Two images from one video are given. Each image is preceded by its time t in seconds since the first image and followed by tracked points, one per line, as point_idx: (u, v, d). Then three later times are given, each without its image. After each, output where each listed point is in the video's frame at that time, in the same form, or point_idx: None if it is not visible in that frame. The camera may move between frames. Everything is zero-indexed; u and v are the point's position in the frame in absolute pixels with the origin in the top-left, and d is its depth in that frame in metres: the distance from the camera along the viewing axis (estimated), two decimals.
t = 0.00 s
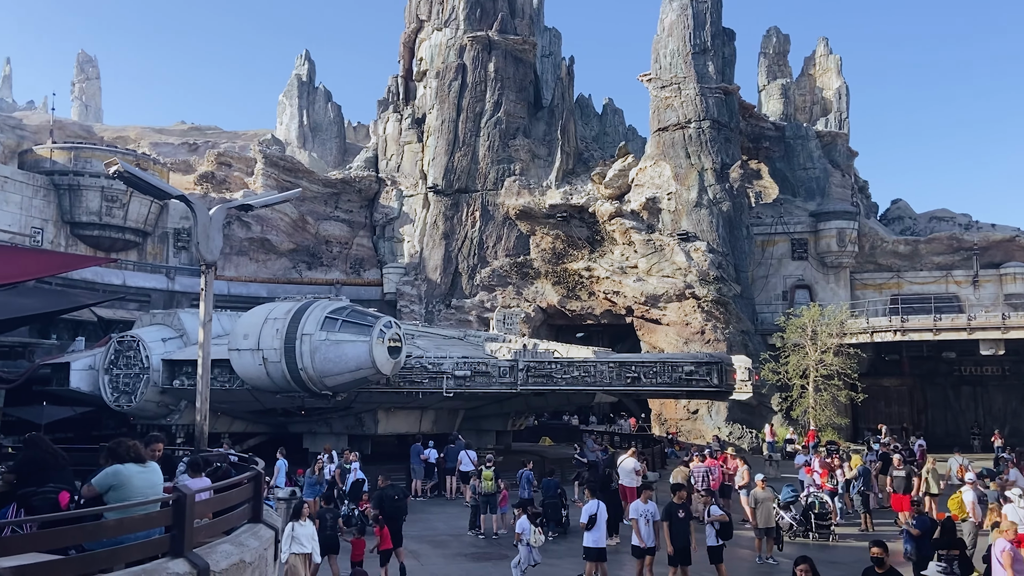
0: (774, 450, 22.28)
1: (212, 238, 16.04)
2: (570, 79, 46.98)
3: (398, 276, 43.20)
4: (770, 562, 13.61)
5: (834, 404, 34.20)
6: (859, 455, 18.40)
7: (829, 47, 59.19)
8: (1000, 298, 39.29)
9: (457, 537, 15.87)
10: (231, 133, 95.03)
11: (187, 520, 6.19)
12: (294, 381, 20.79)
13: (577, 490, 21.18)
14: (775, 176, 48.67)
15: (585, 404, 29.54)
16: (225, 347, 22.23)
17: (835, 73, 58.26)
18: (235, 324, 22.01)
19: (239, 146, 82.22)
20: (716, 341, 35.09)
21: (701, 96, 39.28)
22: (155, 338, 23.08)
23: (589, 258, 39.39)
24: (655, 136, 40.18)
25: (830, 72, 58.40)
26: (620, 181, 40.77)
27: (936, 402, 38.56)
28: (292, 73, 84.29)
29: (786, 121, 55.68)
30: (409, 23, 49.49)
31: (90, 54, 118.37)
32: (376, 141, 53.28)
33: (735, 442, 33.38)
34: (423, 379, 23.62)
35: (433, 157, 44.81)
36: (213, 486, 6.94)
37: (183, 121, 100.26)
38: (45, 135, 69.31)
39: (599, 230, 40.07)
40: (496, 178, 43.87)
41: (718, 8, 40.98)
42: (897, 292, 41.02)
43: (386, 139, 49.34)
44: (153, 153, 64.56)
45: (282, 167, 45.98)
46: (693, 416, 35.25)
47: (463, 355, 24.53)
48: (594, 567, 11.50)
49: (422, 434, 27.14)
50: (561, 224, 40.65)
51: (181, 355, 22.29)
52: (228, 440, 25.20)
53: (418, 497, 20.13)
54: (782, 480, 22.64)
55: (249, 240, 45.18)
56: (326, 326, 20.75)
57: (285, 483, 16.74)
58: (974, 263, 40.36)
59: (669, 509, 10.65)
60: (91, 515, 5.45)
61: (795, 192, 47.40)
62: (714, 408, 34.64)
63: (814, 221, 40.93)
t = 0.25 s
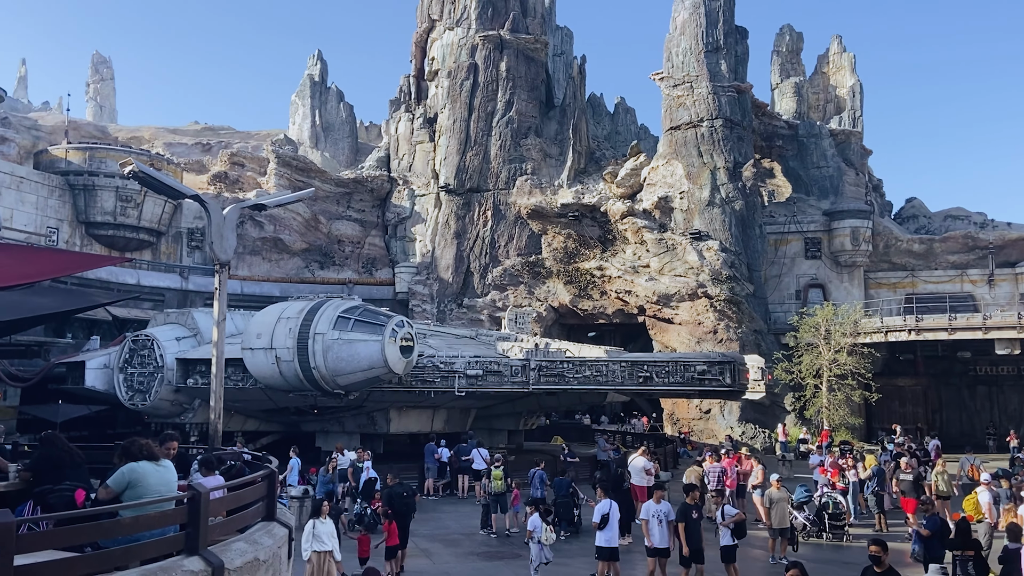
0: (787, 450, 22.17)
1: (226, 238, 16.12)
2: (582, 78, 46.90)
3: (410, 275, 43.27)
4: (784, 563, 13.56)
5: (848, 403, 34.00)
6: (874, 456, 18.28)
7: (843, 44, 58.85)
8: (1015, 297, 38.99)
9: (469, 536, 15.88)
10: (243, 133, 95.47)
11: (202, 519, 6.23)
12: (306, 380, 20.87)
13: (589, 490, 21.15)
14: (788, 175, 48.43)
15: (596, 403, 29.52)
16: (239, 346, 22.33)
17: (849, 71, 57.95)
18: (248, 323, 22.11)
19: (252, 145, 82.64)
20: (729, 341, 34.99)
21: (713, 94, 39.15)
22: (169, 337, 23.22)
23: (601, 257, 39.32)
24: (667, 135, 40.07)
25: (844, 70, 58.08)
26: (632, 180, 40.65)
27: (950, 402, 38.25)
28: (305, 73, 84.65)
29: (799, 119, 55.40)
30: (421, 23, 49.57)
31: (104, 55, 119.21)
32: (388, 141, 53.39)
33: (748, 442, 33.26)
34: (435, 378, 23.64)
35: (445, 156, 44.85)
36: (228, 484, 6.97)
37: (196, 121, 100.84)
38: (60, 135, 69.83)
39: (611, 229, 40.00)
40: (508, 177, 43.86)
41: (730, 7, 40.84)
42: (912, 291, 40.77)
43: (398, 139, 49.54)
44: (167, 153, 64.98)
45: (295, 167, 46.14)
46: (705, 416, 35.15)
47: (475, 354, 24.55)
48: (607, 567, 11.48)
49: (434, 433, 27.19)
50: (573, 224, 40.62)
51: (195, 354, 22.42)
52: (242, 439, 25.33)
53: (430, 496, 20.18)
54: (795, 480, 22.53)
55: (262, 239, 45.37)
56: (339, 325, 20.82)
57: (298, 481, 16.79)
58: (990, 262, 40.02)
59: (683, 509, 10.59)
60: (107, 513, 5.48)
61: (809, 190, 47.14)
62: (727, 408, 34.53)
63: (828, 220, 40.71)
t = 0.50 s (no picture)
0: (798, 450, 22.08)
1: (238, 237, 16.19)
2: (592, 77, 46.84)
3: (420, 275, 43.33)
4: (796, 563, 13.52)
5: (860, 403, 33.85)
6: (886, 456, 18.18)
7: (855, 42, 58.56)
8: None
9: (479, 535, 15.89)
10: (254, 133, 95.82)
11: (214, 517, 6.26)
12: (317, 379, 20.94)
13: (599, 489, 21.15)
14: (799, 173, 48.23)
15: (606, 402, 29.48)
16: (251, 345, 22.43)
17: (860, 69, 57.68)
18: (259, 323, 22.19)
19: (262, 145, 82.97)
20: (739, 340, 34.91)
21: (724, 93, 39.05)
22: (182, 336, 23.36)
23: (611, 256, 39.25)
24: (677, 133, 39.97)
25: (856, 68, 57.81)
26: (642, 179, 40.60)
27: (963, 401, 37.98)
28: (315, 73, 84.95)
29: (811, 117, 55.16)
30: (431, 22, 49.62)
31: (116, 55, 119.87)
32: (398, 140, 53.45)
33: (759, 442, 33.15)
34: (444, 377, 23.65)
35: (455, 156, 44.89)
36: (240, 482, 7.01)
37: (207, 121, 101.34)
38: (73, 135, 70.27)
39: (621, 229, 39.98)
40: (518, 176, 43.85)
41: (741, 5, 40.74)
42: (924, 291, 40.57)
43: (409, 138, 48.91)
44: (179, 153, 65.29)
45: (305, 167, 46.27)
46: (716, 415, 35.09)
47: (484, 353, 24.57)
48: (618, 566, 11.46)
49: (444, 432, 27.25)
50: (583, 223, 40.62)
51: (208, 353, 22.55)
52: (253, 437, 25.44)
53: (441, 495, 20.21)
54: (806, 480, 22.45)
55: (273, 239, 45.54)
56: (349, 324, 20.88)
57: (309, 479, 16.85)
58: (1003, 261, 39.75)
59: (696, 510, 10.54)
60: (121, 510, 5.52)
61: (820, 189, 46.92)
62: (738, 408, 34.44)
63: (840, 219, 40.53)
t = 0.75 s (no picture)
0: (811, 449, 21.97)
1: (251, 237, 16.25)
2: (603, 75, 46.75)
3: (431, 274, 43.38)
4: (809, 563, 13.47)
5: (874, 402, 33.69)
6: (900, 455, 18.06)
7: (868, 39, 58.19)
8: None
9: (491, 533, 15.91)
10: (266, 132, 96.17)
11: (229, 514, 6.29)
12: (329, 378, 21.01)
13: (611, 488, 21.13)
14: (812, 171, 48.01)
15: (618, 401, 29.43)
16: (263, 344, 22.52)
17: (874, 66, 57.31)
18: (271, 322, 22.28)
19: (274, 145, 83.32)
20: (752, 339, 34.78)
21: (736, 91, 38.90)
22: (195, 335, 23.47)
23: (622, 255, 39.19)
24: (689, 132, 39.87)
25: (869, 65, 57.45)
26: (654, 177, 40.50)
27: (978, 401, 37.70)
28: (327, 73, 85.24)
29: (823, 115, 54.87)
30: (442, 21, 49.67)
31: (129, 56, 120.55)
32: (409, 139, 53.50)
33: (771, 441, 33.04)
34: (456, 376, 23.69)
35: (466, 155, 44.91)
36: (254, 481, 7.03)
37: (219, 121, 101.76)
38: (87, 136, 70.77)
39: (632, 227, 39.91)
40: (529, 175, 43.84)
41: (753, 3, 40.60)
42: (939, 288, 40.39)
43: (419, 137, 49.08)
44: (192, 153, 65.66)
45: (317, 166, 46.39)
46: (728, 414, 35.00)
47: (496, 352, 24.57)
48: (629, 565, 11.45)
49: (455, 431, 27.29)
50: (593, 221, 40.59)
51: (220, 352, 22.66)
52: (266, 436, 25.55)
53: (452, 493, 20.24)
54: (819, 479, 22.34)
55: (285, 238, 45.71)
56: (361, 323, 20.93)
57: (321, 477, 16.91)
58: (1019, 259, 39.42)
59: (710, 509, 10.49)
60: (136, 508, 5.55)
61: (833, 186, 46.67)
62: (750, 407, 34.36)
63: (853, 217, 40.30)
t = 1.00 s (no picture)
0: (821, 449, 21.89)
1: (261, 237, 16.31)
2: (612, 74, 46.66)
3: (441, 273, 43.42)
4: (820, 563, 13.42)
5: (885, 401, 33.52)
6: (911, 455, 17.96)
7: (879, 37, 57.88)
8: None
9: (501, 532, 15.92)
10: (276, 132, 96.42)
11: (240, 513, 6.31)
12: (339, 377, 21.04)
13: (620, 487, 21.10)
14: (823, 169, 47.80)
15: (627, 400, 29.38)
16: (273, 343, 22.58)
17: (885, 64, 57.00)
18: (281, 321, 22.34)
19: (284, 144, 83.61)
20: (762, 338, 34.69)
21: (746, 89, 38.76)
22: (206, 335, 23.56)
23: (631, 254, 39.12)
24: (698, 130, 39.76)
25: (880, 62, 57.14)
26: (663, 176, 40.41)
27: (990, 400, 37.52)
28: (337, 72, 85.48)
29: (834, 113, 54.62)
30: (451, 21, 49.67)
31: (140, 56, 121.12)
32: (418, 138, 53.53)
33: (781, 440, 32.94)
34: (465, 375, 23.70)
35: (475, 154, 44.93)
36: (264, 480, 7.05)
37: (229, 121, 102.13)
38: (98, 136, 71.18)
39: (642, 226, 39.83)
40: (538, 174, 43.82)
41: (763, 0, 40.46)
42: (950, 288, 40.00)
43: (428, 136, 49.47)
44: (202, 153, 65.91)
45: (326, 165, 46.47)
46: (738, 413, 34.91)
47: (505, 351, 24.57)
48: (639, 564, 11.42)
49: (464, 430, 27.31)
50: (603, 220, 40.60)
51: (231, 351, 22.75)
52: (276, 435, 25.64)
53: (462, 492, 20.24)
54: (830, 478, 22.26)
55: (295, 237, 45.84)
56: (371, 322, 20.97)
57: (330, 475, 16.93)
58: None
59: (721, 509, 10.44)
60: (148, 506, 5.58)
61: (844, 185, 46.45)
62: (761, 406, 34.30)
63: (864, 216, 40.11)
